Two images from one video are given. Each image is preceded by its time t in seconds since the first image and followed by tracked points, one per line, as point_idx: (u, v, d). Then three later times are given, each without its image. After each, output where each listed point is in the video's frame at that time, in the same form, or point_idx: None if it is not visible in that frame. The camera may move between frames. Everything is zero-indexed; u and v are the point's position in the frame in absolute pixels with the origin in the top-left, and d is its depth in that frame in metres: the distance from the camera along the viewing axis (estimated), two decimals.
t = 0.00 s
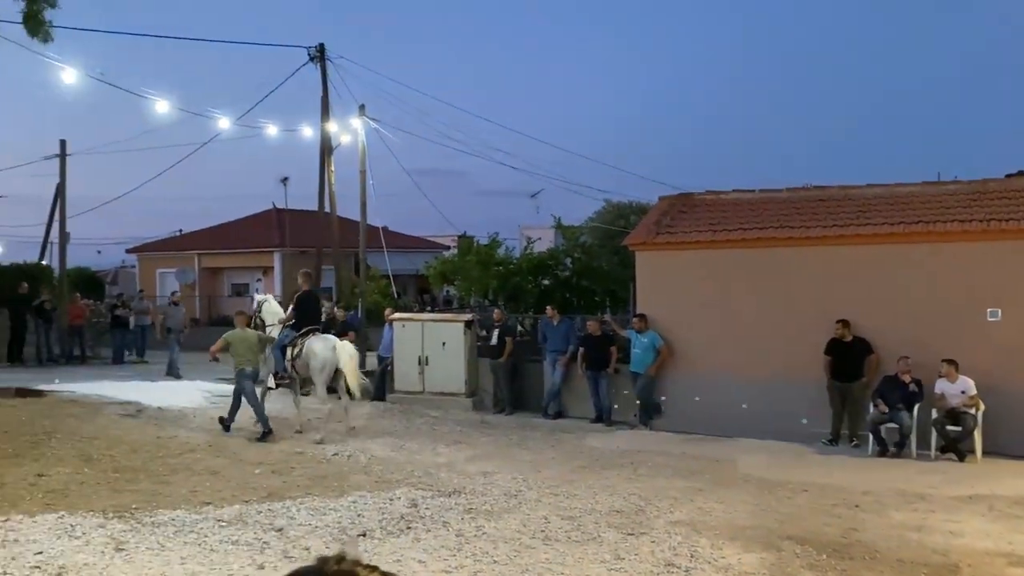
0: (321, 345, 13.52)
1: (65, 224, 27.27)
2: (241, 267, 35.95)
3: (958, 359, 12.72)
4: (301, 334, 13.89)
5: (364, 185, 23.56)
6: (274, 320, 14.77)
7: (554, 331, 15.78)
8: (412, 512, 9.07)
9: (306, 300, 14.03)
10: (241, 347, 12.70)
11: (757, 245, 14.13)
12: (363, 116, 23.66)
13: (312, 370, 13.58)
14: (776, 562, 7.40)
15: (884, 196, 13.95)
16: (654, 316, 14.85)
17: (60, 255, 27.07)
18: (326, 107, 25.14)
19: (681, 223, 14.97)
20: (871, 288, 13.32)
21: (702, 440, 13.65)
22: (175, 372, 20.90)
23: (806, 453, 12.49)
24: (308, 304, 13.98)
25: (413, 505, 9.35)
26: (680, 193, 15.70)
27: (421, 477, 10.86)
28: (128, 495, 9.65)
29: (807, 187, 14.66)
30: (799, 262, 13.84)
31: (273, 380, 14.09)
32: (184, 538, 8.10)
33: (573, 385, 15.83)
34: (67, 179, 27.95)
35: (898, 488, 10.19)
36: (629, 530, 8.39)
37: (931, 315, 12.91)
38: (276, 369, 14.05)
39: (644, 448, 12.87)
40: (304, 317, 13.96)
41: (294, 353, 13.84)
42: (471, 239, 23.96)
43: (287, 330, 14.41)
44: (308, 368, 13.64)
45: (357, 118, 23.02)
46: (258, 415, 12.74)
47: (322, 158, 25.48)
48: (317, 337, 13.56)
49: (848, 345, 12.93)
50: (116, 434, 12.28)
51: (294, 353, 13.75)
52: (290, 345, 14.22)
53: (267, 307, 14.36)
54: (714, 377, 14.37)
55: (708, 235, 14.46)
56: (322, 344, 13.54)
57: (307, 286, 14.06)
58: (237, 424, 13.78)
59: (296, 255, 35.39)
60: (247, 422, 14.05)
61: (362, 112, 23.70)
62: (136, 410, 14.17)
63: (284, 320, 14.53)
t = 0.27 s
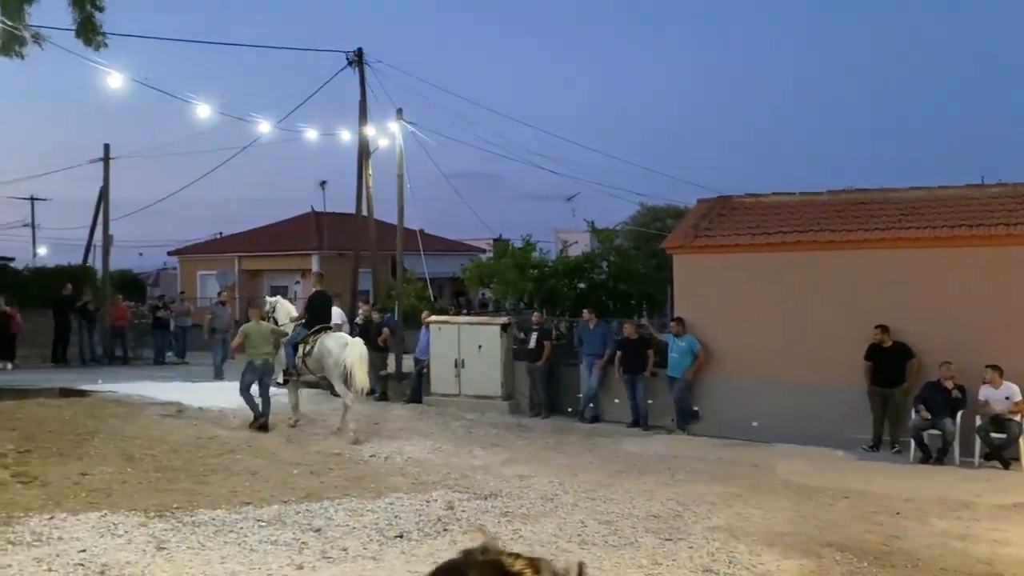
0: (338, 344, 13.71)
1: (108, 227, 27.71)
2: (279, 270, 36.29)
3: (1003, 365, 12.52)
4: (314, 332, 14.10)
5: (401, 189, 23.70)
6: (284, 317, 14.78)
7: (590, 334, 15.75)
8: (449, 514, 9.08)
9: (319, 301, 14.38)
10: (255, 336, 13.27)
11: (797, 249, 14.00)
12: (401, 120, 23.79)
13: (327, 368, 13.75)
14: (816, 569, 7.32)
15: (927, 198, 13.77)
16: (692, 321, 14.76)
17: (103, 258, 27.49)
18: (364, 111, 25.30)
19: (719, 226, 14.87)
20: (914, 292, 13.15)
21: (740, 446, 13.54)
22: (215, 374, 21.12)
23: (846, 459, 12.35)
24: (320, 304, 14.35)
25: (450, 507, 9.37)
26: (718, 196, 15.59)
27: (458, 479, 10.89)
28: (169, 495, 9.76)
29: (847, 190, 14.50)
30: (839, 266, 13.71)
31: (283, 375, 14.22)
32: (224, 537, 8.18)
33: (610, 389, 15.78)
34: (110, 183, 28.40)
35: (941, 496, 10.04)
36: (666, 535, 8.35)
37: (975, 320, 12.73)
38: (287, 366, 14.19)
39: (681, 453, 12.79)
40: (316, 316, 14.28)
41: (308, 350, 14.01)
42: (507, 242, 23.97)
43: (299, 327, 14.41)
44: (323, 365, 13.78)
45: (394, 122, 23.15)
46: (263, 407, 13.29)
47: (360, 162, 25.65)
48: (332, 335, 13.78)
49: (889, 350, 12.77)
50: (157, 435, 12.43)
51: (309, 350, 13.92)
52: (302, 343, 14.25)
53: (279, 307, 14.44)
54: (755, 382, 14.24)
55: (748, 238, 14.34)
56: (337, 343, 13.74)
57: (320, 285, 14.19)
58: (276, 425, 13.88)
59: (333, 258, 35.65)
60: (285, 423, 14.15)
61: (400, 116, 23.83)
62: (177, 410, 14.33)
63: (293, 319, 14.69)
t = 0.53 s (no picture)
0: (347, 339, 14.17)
1: (147, 230, 28.04)
2: (314, 272, 36.57)
3: None
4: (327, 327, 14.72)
5: (435, 191, 23.77)
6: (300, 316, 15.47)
7: (624, 338, 15.71)
8: (482, 517, 9.09)
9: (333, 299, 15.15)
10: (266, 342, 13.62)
11: (834, 252, 13.88)
12: (435, 123, 23.86)
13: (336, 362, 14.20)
14: None
15: (967, 201, 13.58)
16: (726, 325, 14.66)
17: (142, 260, 27.83)
18: (398, 114, 25.42)
19: (755, 230, 14.76)
20: (953, 296, 12.98)
21: (775, 451, 13.41)
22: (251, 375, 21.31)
23: (883, 466, 12.20)
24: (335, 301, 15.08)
25: (483, 510, 9.38)
26: (754, 199, 15.46)
27: (491, 482, 10.90)
28: (205, 495, 9.85)
29: (885, 193, 14.33)
30: (877, 269, 13.56)
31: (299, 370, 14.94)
32: (259, 537, 8.25)
33: (643, 394, 15.71)
34: (148, 186, 28.75)
35: (979, 504, 9.90)
36: (701, 541, 8.30)
37: (1016, 325, 12.55)
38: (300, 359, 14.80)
39: (715, 459, 12.70)
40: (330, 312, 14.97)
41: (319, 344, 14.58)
42: (539, 245, 23.94)
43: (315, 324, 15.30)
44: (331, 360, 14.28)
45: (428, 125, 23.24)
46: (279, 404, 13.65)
47: (394, 165, 25.76)
48: (343, 330, 14.27)
49: (928, 355, 12.60)
50: (194, 435, 12.56)
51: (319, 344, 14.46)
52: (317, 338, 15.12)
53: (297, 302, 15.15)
54: (790, 387, 14.13)
55: (784, 242, 14.24)
56: (347, 337, 14.21)
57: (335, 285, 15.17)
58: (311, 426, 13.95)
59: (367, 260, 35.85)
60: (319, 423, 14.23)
61: (434, 119, 23.92)
62: (214, 411, 14.48)
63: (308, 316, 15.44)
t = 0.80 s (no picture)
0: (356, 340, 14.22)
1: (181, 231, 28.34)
2: (346, 273, 36.79)
3: None
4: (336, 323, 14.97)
5: (466, 194, 23.83)
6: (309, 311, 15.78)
7: (656, 340, 15.67)
8: (512, 518, 9.10)
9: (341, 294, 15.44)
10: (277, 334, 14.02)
11: (868, 255, 13.75)
12: (466, 126, 23.92)
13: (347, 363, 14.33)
14: None
15: (1005, 203, 13.38)
16: (759, 328, 14.56)
17: (177, 261, 28.13)
18: (429, 117, 25.50)
19: (788, 232, 14.66)
20: (990, 300, 12.82)
21: (808, 455, 13.31)
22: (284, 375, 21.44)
23: (918, 471, 12.06)
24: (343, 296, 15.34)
25: (513, 512, 9.38)
26: (787, 202, 15.35)
27: (521, 484, 10.90)
28: (238, 494, 9.92)
29: (921, 195, 14.16)
30: (912, 272, 13.42)
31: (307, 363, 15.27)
32: (292, 537, 8.30)
33: (675, 396, 15.66)
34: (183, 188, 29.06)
35: (1017, 510, 9.76)
36: (733, 545, 8.25)
37: None
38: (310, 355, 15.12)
39: (747, 462, 12.62)
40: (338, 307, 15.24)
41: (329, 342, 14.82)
42: (570, 247, 23.93)
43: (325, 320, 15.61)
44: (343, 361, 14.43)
45: (459, 127, 23.31)
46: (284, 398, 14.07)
47: (425, 168, 25.85)
48: (353, 330, 14.35)
49: (963, 359, 12.44)
50: (227, 434, 12.67)
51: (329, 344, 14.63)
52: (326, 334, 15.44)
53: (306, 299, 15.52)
54: (823, 390, 14.01)
55: (817, 245, 14.13)
56: (356, 337, 14.31)
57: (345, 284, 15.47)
58: (343, 427, 14.01)
59: (398, 262, 36.02)
60: (351, 424, 14.30)
61: (465, 121, 23.97)
62: (247, 411, 14.59)
63: (318, 311, 15.81)
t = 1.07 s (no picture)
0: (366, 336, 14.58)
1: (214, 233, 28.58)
2: (375, 275, 36.98)
3: None
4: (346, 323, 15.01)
5: (495, 196, 23.86)
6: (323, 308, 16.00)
7: (686, 342, 15.57)
8: (542, 520, 9.10)
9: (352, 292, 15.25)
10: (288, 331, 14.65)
11: (901, 258, 13.62)
12: (496, 128, 23.97)
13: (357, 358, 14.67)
14: None
15: None
16: (790, 331, 14.46)
17: (209, 263, 28.38)
18: (459, 119, 25.57)
19: (820, 235, 14.54)
20: None
21: (841, 459, 13.19)
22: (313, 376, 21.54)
23: (953, 476, 11.92)
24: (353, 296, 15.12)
25: (543, 514, 9.38)
26: (819, 203, 15.23)
27: (551, 486, 10.90)
28: (270, 494, 10.00)
29: (955, 197, 13.99)
30: (946, 275, 13.27)
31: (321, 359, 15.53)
32: (322, 537, 8.34)
33: (706, 399, 15.57)
34: (217, 190, 29.33)
35: None
36: (764, 549, 8.20)
37: None
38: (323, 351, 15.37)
39: (778, 466, 12.54)
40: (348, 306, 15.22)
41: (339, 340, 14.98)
42: (598, 250, 23.87)
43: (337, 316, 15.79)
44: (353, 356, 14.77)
45: (489, 129, 23.36)
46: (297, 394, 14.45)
47: (455, 169, 25.92)
48: (364, 327, 14.65)
49: (998, 363, 12.28)
50: (258, 434, 12.76)
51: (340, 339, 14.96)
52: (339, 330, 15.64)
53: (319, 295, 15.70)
54: (856, 392, 13.89)
55: (850, 246, 14.02)
56: (367, 334, 14.62)
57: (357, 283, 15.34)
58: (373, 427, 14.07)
59: (427, 264, 36.15)
60: (381, 424, 14.36)
61: (495, 123, 24.02)
62: (278, 411, 14.69)
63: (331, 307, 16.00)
